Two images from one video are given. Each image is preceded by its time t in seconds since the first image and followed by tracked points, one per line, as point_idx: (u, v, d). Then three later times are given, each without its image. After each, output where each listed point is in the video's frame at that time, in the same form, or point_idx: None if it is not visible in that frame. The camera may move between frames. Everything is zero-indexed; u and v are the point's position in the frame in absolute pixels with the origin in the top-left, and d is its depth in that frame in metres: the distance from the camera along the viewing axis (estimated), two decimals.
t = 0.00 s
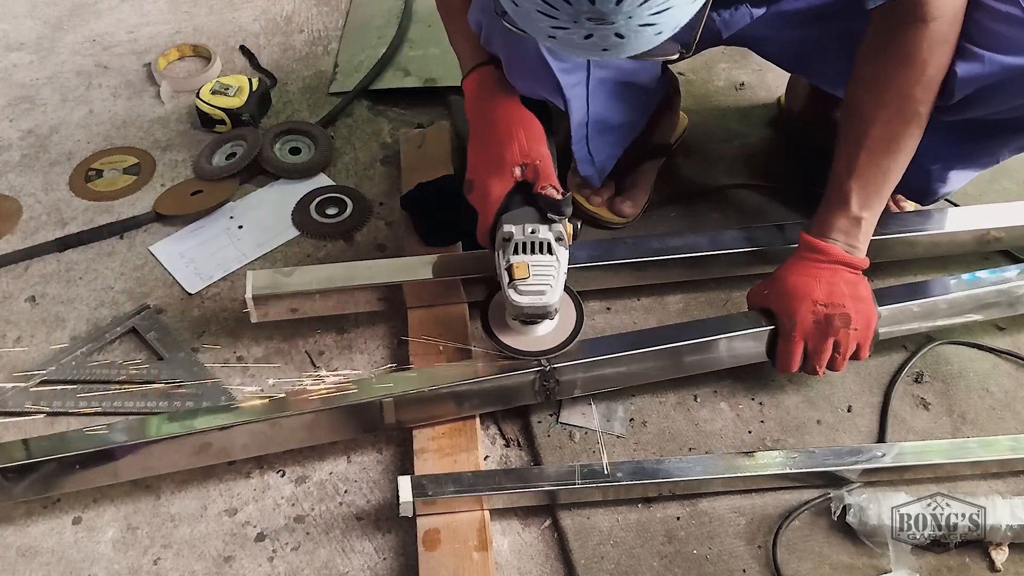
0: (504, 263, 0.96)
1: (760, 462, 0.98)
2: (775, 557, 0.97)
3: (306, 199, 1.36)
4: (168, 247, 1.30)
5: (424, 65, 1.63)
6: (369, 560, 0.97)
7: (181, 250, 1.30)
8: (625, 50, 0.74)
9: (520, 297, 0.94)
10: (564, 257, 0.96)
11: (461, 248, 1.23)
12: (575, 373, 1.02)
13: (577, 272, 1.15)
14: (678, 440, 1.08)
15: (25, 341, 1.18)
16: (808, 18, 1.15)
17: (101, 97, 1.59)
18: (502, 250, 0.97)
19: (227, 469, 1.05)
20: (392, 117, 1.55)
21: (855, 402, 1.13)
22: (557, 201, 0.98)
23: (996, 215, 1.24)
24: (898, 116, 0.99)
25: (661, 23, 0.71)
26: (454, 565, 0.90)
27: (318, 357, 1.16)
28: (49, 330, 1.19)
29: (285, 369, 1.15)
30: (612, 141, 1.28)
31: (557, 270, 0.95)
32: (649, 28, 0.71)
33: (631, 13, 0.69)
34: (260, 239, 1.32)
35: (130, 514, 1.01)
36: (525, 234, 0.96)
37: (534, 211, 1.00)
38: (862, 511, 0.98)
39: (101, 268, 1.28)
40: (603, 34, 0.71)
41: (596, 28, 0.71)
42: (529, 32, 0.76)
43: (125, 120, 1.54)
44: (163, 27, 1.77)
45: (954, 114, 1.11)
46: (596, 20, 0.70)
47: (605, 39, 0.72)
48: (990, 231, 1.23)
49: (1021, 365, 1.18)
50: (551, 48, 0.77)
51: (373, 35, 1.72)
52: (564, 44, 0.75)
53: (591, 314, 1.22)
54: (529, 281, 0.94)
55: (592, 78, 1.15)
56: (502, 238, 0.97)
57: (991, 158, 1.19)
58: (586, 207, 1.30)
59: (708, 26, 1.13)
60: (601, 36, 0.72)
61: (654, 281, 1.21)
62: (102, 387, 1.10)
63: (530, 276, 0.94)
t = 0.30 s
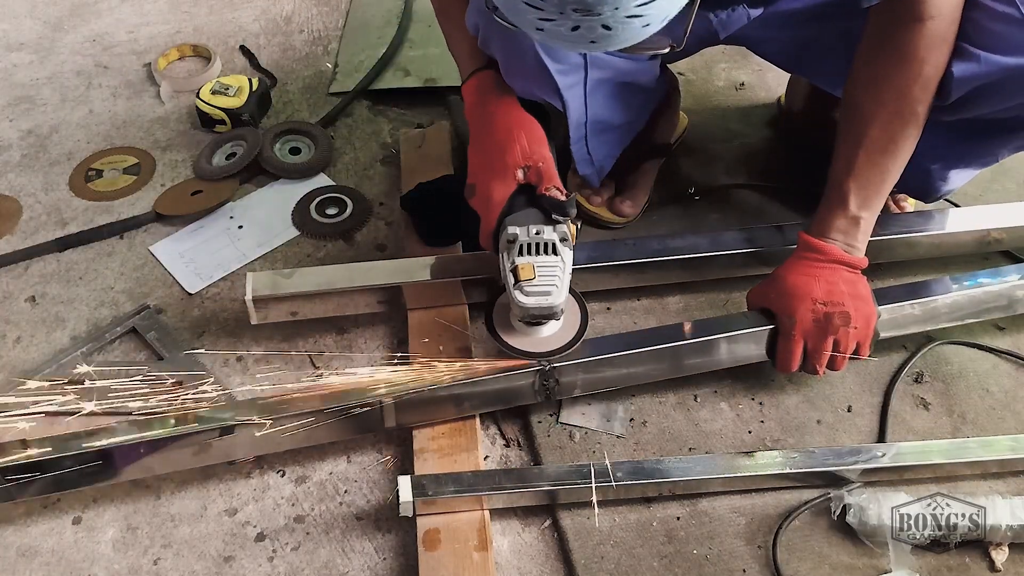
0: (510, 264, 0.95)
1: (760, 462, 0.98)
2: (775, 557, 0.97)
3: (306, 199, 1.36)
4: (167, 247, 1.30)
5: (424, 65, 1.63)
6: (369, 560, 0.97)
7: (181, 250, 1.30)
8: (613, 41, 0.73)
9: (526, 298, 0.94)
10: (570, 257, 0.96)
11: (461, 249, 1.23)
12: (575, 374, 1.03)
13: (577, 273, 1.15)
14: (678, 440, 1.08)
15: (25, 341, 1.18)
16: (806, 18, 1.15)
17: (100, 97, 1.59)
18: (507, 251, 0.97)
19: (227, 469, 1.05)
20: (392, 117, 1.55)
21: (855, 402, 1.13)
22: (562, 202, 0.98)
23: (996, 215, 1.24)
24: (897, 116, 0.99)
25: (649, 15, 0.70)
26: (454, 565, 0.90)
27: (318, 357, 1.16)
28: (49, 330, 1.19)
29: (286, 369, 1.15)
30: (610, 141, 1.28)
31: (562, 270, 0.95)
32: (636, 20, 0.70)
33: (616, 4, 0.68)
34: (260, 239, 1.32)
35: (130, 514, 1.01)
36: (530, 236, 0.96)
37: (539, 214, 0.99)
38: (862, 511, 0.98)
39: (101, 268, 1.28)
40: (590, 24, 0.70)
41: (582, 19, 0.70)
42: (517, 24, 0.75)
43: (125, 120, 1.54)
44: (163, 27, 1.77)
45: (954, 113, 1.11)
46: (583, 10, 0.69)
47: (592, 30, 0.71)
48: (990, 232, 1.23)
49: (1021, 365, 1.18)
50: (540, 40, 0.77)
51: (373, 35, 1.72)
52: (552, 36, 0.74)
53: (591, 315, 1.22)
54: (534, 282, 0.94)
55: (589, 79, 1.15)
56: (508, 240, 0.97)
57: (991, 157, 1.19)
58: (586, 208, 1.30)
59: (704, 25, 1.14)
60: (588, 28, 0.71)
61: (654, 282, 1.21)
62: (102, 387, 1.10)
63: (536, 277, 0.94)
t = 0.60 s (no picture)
0: (510, 267, 0.95)
1: (760, 462, 0.98)
2: (775, 557, 0.97)
3: (307, 199, 1.36)
4: (167, 247, 1.30)
5: (425, 65, 1.63)
6: (369, 560, 0.97)
7: (181, 250, 1.30)
8: (611, 31, 0.73)
9: (527, 300, 0.93)
10: (570, 259, 0.95)
11: (461, 250, 1.23)
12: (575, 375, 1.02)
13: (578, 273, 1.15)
14: (678, 440, 1.08)
15: (25, 341, 1.18)
16: (807, 18, 1.15)
17: (101, 97, 1.59)
18: (507, 253, 0.97)
19: (228, 469, 1.05)
20: (392, 117, 1.55)
21: (855, 402, 1.13)
22: (562, 203, 0.98)
23: (997, 215, 1.24)
24: (897, 116, 0.99)
25: (648, 5, 0.70)
26: (454, 565, 0.90)
27: (318, 356, 1.16)
28: (49, 330, 1.19)
29: (286, 369, 1.15)
30: (612, 141, 1.27)
31: (563, 273, 0.94)
32: (634, 9, 0.70)
33: None
34: (260, 239, 1.32)
35: (130, 514, 1.01)
36: (529, 238, 0.96)
37: (539, 214, 0.99)
38: (862, 511, 0.98)
39: (101, 268, 1.28)
40: (588, 13, 0.71)
41: (581, 8, 0.70)
42: (516, 13, 0.75)
43: (125, 120, 1.54)
44: (163, 27, 1.77)
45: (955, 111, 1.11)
46: None
47: (590, 19, 0.72)
48: (991, 233, 1.23)
49: (1021, 365, 1.18)
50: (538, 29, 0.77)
51: (373, 35, 1.72)
52: (550, 25, 0.74)
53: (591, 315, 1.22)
54: (535, 284, 0.93)
55: (591, 77, 1.15)
56: (508, 242, 0.97)
57: (991, 156, 1.19)
58: (586, 207, 1.30)
59: (705, 23, 1.14)
60: (586, 16, 0.71)
61: (654, 283, 1.21)
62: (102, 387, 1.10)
63: (536, 279, 0.93)
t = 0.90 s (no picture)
0: (503, 264, 0.96)
1: (760, 463, 0.98)
2: (775, 557, 0.97)
3: (307, 199, 1.36)
4: (168, 247, 1.30)
5: (425, 65, 1.64)
6: (369, 560, 0.97)
7: (181, 250, 1.30)
8: (612, 32, 0.73)
9: (519, 298, 0.94)
10: (563, 257, 0.96)
11: (461, 249, 1.23)
12: (575, 375, 1.02)
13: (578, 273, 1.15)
14: (678, 440, 1.08)
15: (25, 341, 1.18)
16: (807, 18, 1.15)
17: (101, 97, 1.59)
18: (501, 250, 0.97)
19: (228, 469, 1.05)
20: (392, 117, 1.55)
21: (855, 402, 1.13)
22: (554, 201, 0.97)
23: (997, 215, 1.24)
24: (898, 116, 0.99)
25: (648, 6, 0.70)
26: (454, 565, 0.90)
27: (318, 356, 1.16)
28: (49, 330, 1.19)
29: (285, 369, 1.15)
30: (611, 141, 1.26)
31: (557, 271, 0.95)
32: (635, 11, 0.70)
33: None
34: (261, 239, 1.32)
35: (130, 514, 1.01)
36: (523, 236, 0.96)
37: (533, 213, 0.99)
38: (862, 511, 0.98)
39: (101, 268, 1.28)
40: (588, 14, 0.70)
41: (581, 8, 0.70)
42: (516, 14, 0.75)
43: (125, 120, 1.54)
44: (163, 27, 1.77)
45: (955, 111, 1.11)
46: None
47: (591, 20, 0.71)
48: (992, 233, 1.23)
49: (1021, 365, 1.18)
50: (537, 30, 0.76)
51: (373, 35, 1.72)
52: (550, 25, 0.73)
53: (591, 315, 1.22)
54: (528, 281, 0.94)
55: (587, 77, 1.15)
56: (501, 240, 0.97)
57: (991, 156, 1.19)
58: (586, 207, 1.30)
59: (704, 23, 1.13)
60: (587, 17, 0.71)
61: (654, 283, 1.21)
62: (102, 387, 1.10)
63: (529, 277, 0.94)
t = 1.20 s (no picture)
0: (510, 259, 0.95)
1: (760, 463, 0.98)
2: (775, 557, 0.97)
3: (307, 199, 1.36)
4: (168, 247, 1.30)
5: (425, 65, 1.64)
6: (369, 560, 0.97)
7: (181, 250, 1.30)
8: (628, 39, 0.72)
9: (526, 292, 0.93)
10: (568, 253, 0.96)
11: (461, 249, 1.23)
12: (575, 376, 1.02)
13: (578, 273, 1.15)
14: (678, 440, 1.08)
15: (24, 341, 1.18)
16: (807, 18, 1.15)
17: (101, 97, 1.59)
18: (507, 246, 0.97)
19: (228, 469, 1.05)
20: (392, 117, 1.55)
21: (855, 402, 1.13)
22: (562, 199, 0.99)
23: (998, 215, 1.24)
24: (898, 117, 0.99)
25: (665, 12, 0.69)
26: (454, 566, 0.90)
27: (318, 356, 1.16)
28: (49, 330, 1.19)
29: (285, 369, 1.15)
30: (610, 141, 1.26)
31: (562, 266, 0.95)
32: (652, 18, 0.69)
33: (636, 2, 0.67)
34: (261, 239, 1.32)
35: (130, 514, 1.01)
36: (531, 232, 0.96)
37: (539, 210, 1.01)
38: (862, 511, 0.98)
39: (101, 268, 1.28)
40: (606, 22, 0.69)
41: (599, 17, 0.69)
42: (530, 20, 0.74)
43: (125, 120, 1.54)
44: (163, 27, 1.77)
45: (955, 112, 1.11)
46: (600, 8, 0.68)
47: (609, 28, 0.70)
48: (992, 233, 1.23)
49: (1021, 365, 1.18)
50: (553, 38, 0.75)
51: (373, 35, 1.72)
52: (566, 34, 0.73)
53: (591, 315, 1.22)
54: (535, 277, 0.93)
55: (586, 78, 1.15)
56: (508, 234, 0.97)
57: (991, 157, 1.19)
58: (586, 207, 1.30)
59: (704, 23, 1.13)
60: (605, 26, 0.70)
61: (655, 283, 1.21)
62: (102, 388, 1.10)
63: (536, 272, 0.94)
